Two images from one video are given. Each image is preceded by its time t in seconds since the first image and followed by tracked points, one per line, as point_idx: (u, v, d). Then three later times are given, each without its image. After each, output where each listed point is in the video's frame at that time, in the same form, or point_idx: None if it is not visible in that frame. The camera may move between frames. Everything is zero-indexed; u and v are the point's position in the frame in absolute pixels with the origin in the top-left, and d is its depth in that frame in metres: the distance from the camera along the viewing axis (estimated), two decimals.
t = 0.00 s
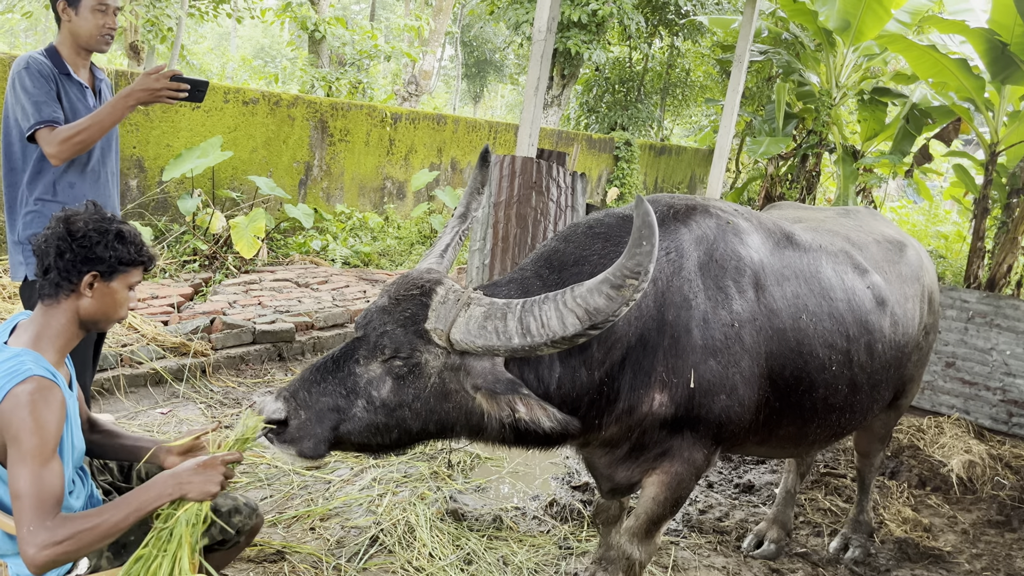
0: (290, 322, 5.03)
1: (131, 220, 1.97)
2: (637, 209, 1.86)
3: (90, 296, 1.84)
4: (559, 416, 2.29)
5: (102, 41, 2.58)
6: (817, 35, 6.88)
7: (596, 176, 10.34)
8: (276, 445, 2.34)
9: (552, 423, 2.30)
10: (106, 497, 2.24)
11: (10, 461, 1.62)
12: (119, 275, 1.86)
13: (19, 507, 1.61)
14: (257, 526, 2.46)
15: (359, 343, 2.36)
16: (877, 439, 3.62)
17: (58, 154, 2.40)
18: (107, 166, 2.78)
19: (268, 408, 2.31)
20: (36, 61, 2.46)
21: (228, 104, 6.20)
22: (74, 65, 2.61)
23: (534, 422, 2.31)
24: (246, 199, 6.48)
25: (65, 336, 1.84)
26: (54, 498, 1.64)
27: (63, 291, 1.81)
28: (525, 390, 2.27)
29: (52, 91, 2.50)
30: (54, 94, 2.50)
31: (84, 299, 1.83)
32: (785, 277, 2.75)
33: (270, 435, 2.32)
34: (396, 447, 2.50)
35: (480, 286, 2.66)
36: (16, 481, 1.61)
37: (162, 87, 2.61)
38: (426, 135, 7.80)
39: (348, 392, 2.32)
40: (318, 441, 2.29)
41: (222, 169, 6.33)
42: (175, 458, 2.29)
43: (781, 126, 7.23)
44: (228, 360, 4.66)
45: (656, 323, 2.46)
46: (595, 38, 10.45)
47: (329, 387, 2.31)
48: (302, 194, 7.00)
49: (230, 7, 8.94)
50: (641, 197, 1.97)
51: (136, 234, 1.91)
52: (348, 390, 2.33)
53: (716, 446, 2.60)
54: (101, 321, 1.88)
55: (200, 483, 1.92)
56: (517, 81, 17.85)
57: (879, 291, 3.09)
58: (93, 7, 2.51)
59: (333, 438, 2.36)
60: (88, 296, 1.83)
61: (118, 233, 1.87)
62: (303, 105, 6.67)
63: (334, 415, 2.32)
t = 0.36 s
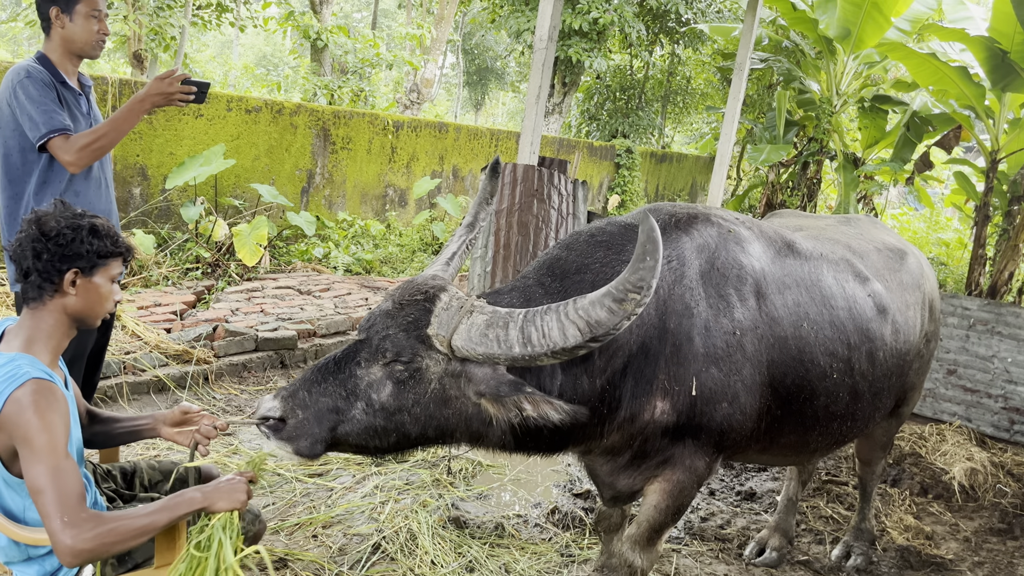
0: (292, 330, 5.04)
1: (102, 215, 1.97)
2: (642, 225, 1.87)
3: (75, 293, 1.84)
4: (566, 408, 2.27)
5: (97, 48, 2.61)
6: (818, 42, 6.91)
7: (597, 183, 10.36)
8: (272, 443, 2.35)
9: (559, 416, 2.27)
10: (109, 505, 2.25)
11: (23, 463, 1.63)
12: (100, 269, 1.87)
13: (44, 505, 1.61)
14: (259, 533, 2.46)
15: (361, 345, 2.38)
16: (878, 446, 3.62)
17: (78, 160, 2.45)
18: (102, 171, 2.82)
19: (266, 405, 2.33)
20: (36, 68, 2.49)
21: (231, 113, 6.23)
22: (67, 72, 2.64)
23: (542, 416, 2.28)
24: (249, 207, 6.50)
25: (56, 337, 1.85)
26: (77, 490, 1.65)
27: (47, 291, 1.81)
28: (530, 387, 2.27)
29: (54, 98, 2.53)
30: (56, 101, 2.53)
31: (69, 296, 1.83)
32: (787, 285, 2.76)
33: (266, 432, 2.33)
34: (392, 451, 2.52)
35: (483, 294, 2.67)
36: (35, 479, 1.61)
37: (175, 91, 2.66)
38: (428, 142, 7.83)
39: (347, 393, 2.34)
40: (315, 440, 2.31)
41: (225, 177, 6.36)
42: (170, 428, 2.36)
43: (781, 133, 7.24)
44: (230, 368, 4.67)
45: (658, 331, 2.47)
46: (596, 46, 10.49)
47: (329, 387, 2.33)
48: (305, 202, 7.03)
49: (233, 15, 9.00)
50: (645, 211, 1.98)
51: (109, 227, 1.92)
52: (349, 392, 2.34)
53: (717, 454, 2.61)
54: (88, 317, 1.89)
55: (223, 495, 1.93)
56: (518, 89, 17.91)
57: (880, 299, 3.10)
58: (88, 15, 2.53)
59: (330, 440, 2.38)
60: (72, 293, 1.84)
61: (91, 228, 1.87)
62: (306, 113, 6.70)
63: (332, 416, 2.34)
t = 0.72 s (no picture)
0: (296, 335, 5.04)
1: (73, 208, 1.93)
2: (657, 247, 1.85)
3: (59, 291, 1.83)
4: (574, 397, 2.27)
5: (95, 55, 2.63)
6: (820, 47, 6.93)
7: (600, 189, 10.37)
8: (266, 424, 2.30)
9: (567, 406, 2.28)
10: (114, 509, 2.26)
11: (50, 459, 1.66)
12: (82, 264, 1.85)
13: (86, 491, 1.67)
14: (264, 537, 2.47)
15: (366, 336, 2.39)
16: (882, 452, 3.62)
17: (79, 169, 2.47)
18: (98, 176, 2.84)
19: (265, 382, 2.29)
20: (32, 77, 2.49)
21: (235, 118, 6.26)
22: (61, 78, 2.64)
23: (549, 407, 2.28)
24: (252, 212, 6.53)
25: (49, 335, 1.86)
26: (115, 471, 1.71)
27: (31, 292, 1.79)
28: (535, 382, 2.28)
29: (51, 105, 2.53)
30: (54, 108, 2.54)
31: (53, 294, 1.82)
32: (791, 291, 2.77)
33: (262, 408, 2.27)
34: (385, 445, 2.50)
35: (489, 298, 2.68)
36: (70, 469, 1.66)
37: (176, 94, 2.65)
38: (431, 148, 7.85)
39: (348, 381, 2.33)
40: (310, 423, 2.28)
41: (229, 182, 6.38)
42: (163, 403, 2.38)
43: (784, 139, 7.24)
44: (234, 372, 4.68)
45: (662, 336, 2.47)
46: (599, 52, 10.52)
47: (330, 373, 2.32)
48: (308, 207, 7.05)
49: (238, 21, 9.05)
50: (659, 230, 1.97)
51: (83, 220, 1.88)
52: (349, 379, 2.34)
53: (722, 459, 2.61)
54: (75, 313, 1.88)
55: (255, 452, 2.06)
56: (521, 94, 17.95)
57: (884, 305, 3.10)
58: (89, 23, 2.55)
59: (325, 426, 2.35)
60: (56, 291, 1.82)
61: (65, 223, 1.83)
62: (310, 118, 6.73)
63: (330, 403, 2.32)
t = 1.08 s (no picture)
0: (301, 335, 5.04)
1: (74, 205, 1.92)
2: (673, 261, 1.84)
3: (61, 290, 1.83)
4: (578, 386, 2.37)
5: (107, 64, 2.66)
6: (826, 49, 6.91)
7: (605, 190, 10.35)
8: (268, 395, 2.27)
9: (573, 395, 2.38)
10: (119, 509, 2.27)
11: (65, 455, 1.67)
12: (83, 262, 1.85)
13: (109, 481, 1.69)
14: (268, 536, 2.47)
15: (374, 318, 2.40)
16: (888, 454, 3.61)
17: (85, 176, 2.49)
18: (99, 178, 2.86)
19: (268, 352, 2.28)
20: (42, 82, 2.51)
21: (241, 118, 6.27)
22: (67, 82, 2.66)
23: (555, 398, 2.37)
24: (257, 212, 6.54)
25: (53, 333, 1.86)
26: (135, 459, 1.74)
27: (33, 291, 1.80)
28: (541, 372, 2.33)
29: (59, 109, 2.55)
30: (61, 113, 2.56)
31: (55, 293, 1.82)
32: (798, 293, 2.76)
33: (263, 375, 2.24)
34: (382, 431, 2.47)
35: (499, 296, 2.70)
36: (89, 462, 1.67)
37: (180, 98, 2.66)
38: (436, 149, 7.86)
39: (351, 359, 2.33)
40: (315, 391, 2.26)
41: (234, 183, 6.40)
42: (164, 386, 2.41)
43: (790, 141, 7.22)
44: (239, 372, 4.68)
45: (669, 338, 2.46)
46: (604, 53, 10.52)
47: (336, 350, 2.32)
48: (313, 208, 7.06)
49: (244, 22, 9.07)
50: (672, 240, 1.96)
51: (83, 217, 1.88)
52: (352, 358, 2.33)
53: (727, 462, 2.60)
54: (77, 312, 1.88)
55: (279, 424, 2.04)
56: (526, 95, 17.93)
57: (891, 307, 3.09)
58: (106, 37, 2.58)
59: (323, 405, 2.33)
60: (58, 290, 1.82)
61: (65, 221, 1.82)
62: (315, 119, 6.75)
63: (331, 378, 2.30)
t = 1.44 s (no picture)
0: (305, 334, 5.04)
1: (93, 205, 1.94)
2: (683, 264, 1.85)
3: (77, 287, 1.84)
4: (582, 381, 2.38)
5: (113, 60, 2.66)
6: (831, 49, 6.89)
7: (609, 190, 10.35)
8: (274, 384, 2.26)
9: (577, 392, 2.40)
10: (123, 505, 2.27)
11: (79, 447, 1.68)
12: (100, 261, 1.86)
13: (125, 469, 1.71)
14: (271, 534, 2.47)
15: (379, 311, 2.39)
16: (892, 455, 3.60)
17: (101, 175, 2.50)
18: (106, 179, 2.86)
19: (273, 341, 2.27)
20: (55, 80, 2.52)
21: (245, 116, 6.28)
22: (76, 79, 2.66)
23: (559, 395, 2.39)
24: (261, 211, 6.55)
25: (65, 331, 1.86)
26: (147, 447, 1.75)
27: (49, 288, 1.80)
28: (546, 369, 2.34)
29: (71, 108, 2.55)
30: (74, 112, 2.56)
31: (71, 291, 1.83)
32: (803, 293, 2.76)
33: (268, 364, 2.23)
34: (384, 424, 2.48)
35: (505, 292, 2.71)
36: (103, 453, 1.69)
37: (192, 97, 2.66)
38: (440, 147, 7.86)
39: (356, 351, 2.32)
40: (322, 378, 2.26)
41: (239, 181, 6.41)
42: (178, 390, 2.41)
43: (794, 141, 7.20)
44: (243, 370, 4.69)
45: (674, 338, 2.46)
46: (609, 52, 10.51)
47: (341, 340, 2.32)
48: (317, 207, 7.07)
49: (249, 20, 9.08)
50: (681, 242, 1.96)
51: (102, 217, 1.89)
52: (357, 350, 2.33)
53: (731, 462, 2.60)
54: (91, 311, 1.89)
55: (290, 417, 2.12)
56: (530, 94, 17.94)
57: (896, 307, 3.09)
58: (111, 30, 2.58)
59: (327, 398, 2.33)
60: (74, 287, 1.83)
61: (86, 220, 1.84)
62: (319, 118, 6.75)
63: (335, 369, 2.30)
